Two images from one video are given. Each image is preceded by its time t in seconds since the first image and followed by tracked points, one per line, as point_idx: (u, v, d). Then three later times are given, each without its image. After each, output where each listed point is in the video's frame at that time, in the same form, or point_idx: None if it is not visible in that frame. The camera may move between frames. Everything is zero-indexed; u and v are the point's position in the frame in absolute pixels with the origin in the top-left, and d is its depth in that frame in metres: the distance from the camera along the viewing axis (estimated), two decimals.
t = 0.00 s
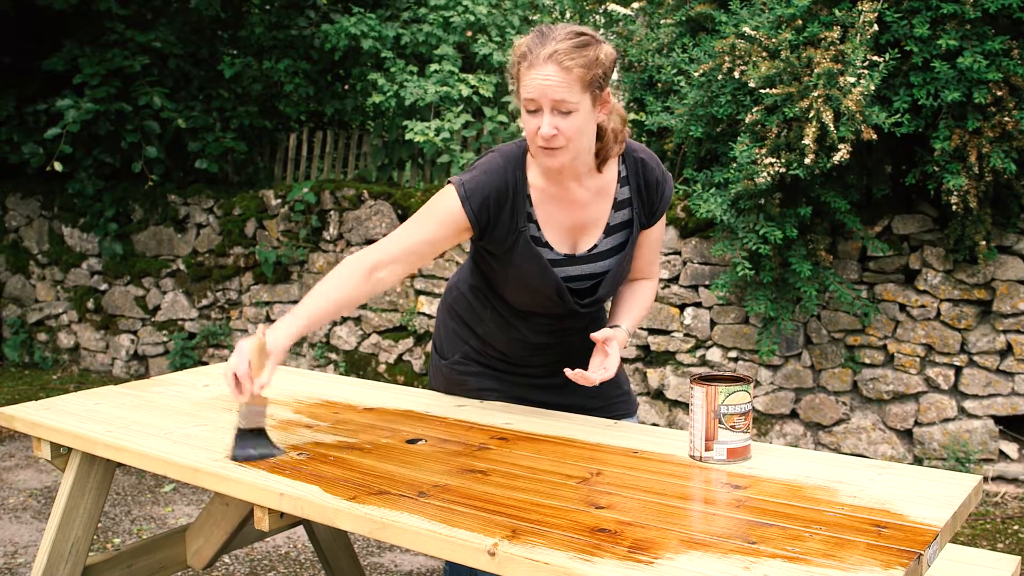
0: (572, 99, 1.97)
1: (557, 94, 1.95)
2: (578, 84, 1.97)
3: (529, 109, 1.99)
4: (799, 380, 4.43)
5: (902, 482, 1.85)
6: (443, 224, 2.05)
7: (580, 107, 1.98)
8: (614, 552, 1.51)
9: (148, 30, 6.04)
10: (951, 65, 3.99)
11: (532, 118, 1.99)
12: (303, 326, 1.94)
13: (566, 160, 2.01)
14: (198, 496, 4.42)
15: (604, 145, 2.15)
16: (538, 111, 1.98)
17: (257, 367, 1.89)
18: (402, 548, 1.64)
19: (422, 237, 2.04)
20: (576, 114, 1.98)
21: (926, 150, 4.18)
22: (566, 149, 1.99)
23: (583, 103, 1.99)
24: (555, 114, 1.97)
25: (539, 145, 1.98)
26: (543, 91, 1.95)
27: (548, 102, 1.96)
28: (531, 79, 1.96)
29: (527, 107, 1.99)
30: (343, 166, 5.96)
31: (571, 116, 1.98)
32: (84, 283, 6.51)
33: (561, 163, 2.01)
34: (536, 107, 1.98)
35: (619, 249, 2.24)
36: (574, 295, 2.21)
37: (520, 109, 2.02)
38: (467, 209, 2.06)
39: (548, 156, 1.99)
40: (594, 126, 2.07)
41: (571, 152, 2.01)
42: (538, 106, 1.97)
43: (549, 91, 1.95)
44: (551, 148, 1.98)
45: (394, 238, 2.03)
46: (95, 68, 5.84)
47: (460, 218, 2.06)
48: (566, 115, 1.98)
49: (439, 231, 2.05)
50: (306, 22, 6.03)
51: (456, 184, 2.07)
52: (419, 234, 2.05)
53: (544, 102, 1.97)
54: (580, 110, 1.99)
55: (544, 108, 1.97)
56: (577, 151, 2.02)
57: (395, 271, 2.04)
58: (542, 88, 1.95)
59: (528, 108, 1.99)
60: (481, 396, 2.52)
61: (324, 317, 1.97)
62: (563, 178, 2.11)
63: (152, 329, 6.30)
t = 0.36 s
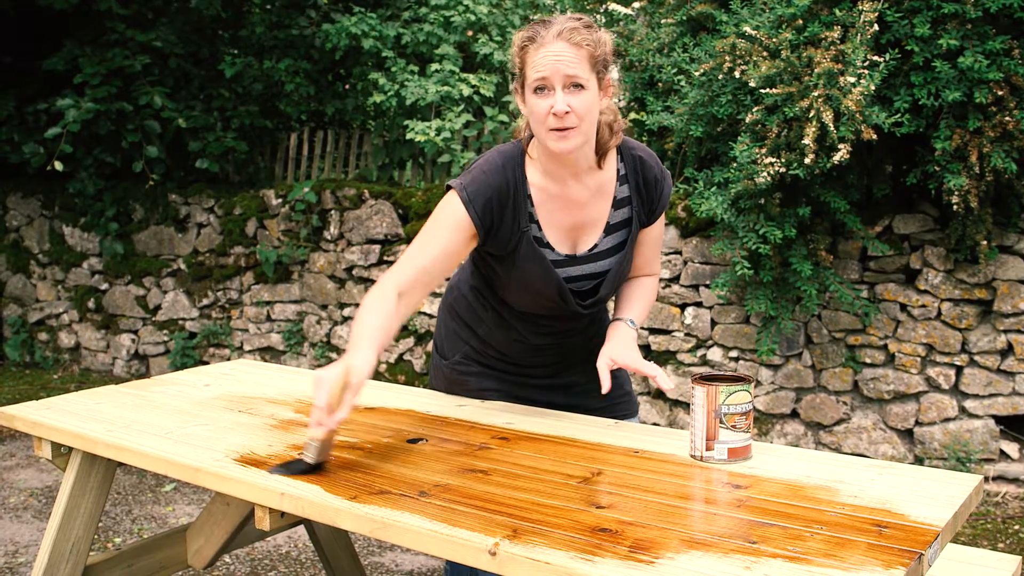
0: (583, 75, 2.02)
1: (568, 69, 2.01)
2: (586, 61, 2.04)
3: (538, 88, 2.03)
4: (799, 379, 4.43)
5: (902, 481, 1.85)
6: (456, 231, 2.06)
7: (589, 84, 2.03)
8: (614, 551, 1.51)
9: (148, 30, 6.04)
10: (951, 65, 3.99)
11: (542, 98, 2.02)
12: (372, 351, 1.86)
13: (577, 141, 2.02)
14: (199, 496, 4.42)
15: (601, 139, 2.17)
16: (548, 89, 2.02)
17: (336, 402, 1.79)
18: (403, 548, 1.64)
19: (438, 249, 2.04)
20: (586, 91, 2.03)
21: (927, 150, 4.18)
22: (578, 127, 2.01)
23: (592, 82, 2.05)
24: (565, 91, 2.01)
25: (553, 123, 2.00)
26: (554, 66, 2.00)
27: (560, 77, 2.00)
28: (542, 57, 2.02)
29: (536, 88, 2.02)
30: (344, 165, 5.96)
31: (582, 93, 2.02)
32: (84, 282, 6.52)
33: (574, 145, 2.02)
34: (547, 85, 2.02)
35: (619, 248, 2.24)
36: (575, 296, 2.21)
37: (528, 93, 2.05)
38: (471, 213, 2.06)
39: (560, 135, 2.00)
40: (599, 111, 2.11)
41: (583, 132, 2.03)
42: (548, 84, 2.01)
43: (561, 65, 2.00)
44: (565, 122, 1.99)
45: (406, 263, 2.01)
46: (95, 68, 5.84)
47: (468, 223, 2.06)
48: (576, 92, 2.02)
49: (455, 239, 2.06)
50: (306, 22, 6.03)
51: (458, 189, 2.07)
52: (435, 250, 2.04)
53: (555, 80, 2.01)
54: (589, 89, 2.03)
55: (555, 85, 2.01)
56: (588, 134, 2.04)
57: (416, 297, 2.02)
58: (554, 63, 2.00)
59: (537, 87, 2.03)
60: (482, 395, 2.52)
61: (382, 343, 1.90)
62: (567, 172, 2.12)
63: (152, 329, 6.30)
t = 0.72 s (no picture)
0: (587, 69, 2.03)
1: (574, 62, 2.01)
2: (591, 56, 2.04)
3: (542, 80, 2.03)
4: (800, 379, 4.43)
5: (903, 481, 1.85)
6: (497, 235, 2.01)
7: (593, 79, 2.04)
8: (615, 551, 1.51)
9: (149, 29, 6.04)
10: (952, 65, 3.99)
11: (547, 91, 2.02)
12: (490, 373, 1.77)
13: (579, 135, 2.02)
14: (200, 495, 4.42)
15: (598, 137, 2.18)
16: (552, 82, 2.02)
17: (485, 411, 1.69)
18: (403, 547, 1.64)
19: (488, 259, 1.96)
20: (590, 86, 2.03)
21: (928, 149, 4.17)
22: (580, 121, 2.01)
23: (595, 78, 2.05)
24: (570, 84, 2.02)
25: (557, 114, 2.00)
26: (560, 58, 2.00)
27: (565, 70, 2.01)
28: (548, 49, 2.02)
29: (541, 81, 2.03)
30: (345, 165, 5.96)
31: (586, 87, 2.03)
32: (85, 282, 6.52)
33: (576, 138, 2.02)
34: (552, 78, 2.02)
35: (617, 247, 2.23)
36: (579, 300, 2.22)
37: (531, 86, 2.05)
38: (494, 215, 2.02)
39: (562, 127, 2.00)
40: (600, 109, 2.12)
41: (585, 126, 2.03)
42: (552, 76, 2.01)
43: (566, 58, 2.01)
44: (569, 114, 1.99)
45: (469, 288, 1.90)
46: (96, 67, 5.84)
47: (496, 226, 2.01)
48: (581, 85, 2.02)
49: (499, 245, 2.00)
50: (307, 21, 6.03)
51: (473, 196, 2.02)
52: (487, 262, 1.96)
53: (560, 72, 2.01)
54: (593, 84, 2.04)
55: (560, 78, 2.01)
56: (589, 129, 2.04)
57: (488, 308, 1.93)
58: (559, 55, 2.01)
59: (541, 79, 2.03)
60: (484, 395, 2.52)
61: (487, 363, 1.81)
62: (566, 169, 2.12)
63: (153, 328, 6.30)
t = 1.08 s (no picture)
0: (586, 99, 1.95)
1: (572, 93, 1.93)
2: (591, 85, 1.95)
3: (539, 107, 1.95)
4: (801, 378, 4.42)
5: (903, 481, 1.85)
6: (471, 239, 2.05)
7: (591, 107, 1.97)
8: (616, 551, 1.51)
9: (149, 29, 6.04)
10: (953, 64, 3.98)
11: (543, 118, 1.96)
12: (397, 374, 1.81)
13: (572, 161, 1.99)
14: (200, 495, 4.42)
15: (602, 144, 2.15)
16: (550, 111, 1.95)
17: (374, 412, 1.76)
18: (402, 546, 1.64)
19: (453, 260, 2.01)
20: (587, 115, 1.97)
21: (929, 149, 4.17)
22: (573, 151, 1.97)
23: (594, 105, 1.98)
24: (566, 114, 1.95)
25: (551, 145, 1.95)
26: (558, 89, 1.92)
27: (563, 102, 1.93)
28: (546, 78, 1.93)
29: (538, 107, 1.95)
30: (346, 164, 5.95)
31: (583, 117, 1.96)
32: (86, 281, 6.52)
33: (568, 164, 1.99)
34: (549, 106, 1.94)
35: (618, 249, 2.23)
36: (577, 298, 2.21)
37: (528, 108, 1.98)
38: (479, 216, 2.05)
39: (555, 156, 1.97)
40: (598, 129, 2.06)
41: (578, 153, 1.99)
42: (550, 106, 1.94)
43: (565, 90, 1.92)
44: (562, 147, 1.95)
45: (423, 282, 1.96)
46: (97, 66, 5.84)
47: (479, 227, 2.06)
48: (577, 115, 1.96)
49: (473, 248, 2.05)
50: (308, 21, 6.03)
51: (463, 194, 2.05)
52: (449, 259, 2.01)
53: (557, 102, 1.94)
54: (590, 112, 1.97)
55: (557, 108, 1.94)
56: (582, 155, 2.01)
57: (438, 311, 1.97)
58: (558, 87, 1.92)
59: (538, 106, 1.95)
60: (484, 395, 2.53)
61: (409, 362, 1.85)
62: (564, 178, 2.11)
63: (154, 328, 6.30)
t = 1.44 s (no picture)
0: (586, 117, 1.95)
1: (571, 110, 1.93)
2: (592, 103, 1.95)
3: (540, 117, 1.96)
4: (801, 378, 4.42)
5: (904, 481, 1.85)
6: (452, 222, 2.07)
7: (591, 125, 1.96)
8: (616, 551, 1.51)
9: (150, 28, 6.05)
10: (954, 63, 3.99)
11: (542, 129, 1.97)
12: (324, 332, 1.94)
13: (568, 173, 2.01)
14: (201, 495, 4.43)
15: (612, 156, 2.14)
16: (549, 123, 1.95)
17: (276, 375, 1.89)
18: (402, 546, 1.64)
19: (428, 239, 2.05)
20: (587, 131, 1.97)
21: (930, 148, 4.18)
22: (569, 164, 1.99)
23: (596, 121, 1.97)
24: (565, 129, 1.95)
25: (546, 157, 1.97)
26: (558, 105, 1.92)
27: (561, 117, 1.93)
28: (547, 92, 1.93)
29: (538, 118, 1.96)
30: (346, 163, 5.95)
31: (582, 133, 1.96)
32: (87, 280, 6.52)
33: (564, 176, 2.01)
34: (549, 119, 1.95)
35: (619, 258, 2.23)
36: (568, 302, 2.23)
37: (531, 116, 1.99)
38: (471, 208, 2.06)
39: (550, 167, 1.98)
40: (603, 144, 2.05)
41: (575, 166, 2.00)
42: (550, 119, 1.95)
43: (564, 106, 1.92)
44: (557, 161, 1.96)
45: (396, 245, 2.03)
46: (98, 66, 5.84)
47: (465, 217, 2.07)
48: (576, 131, 1.96)
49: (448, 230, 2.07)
50: (309, 21, 6.04)
51: (459, 184, 2.07)
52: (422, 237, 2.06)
53: (557, 116, 1.94)
54: (590, 129, 1.97)
55: (556, 121, 1.95)
56: (581, 168, 2.02)
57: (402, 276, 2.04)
58: (557, 102, 1.92)
59: (539, 116, 1.96)
60: (484, 395, 2.53)
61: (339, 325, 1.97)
62: (568, 186, 2.11)
63: (155, 327, 6.30)
